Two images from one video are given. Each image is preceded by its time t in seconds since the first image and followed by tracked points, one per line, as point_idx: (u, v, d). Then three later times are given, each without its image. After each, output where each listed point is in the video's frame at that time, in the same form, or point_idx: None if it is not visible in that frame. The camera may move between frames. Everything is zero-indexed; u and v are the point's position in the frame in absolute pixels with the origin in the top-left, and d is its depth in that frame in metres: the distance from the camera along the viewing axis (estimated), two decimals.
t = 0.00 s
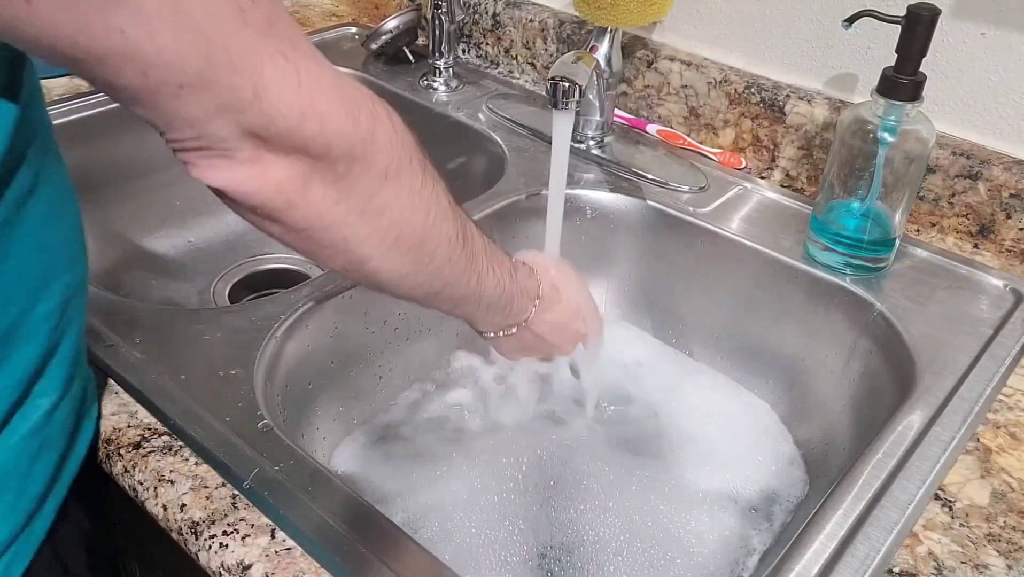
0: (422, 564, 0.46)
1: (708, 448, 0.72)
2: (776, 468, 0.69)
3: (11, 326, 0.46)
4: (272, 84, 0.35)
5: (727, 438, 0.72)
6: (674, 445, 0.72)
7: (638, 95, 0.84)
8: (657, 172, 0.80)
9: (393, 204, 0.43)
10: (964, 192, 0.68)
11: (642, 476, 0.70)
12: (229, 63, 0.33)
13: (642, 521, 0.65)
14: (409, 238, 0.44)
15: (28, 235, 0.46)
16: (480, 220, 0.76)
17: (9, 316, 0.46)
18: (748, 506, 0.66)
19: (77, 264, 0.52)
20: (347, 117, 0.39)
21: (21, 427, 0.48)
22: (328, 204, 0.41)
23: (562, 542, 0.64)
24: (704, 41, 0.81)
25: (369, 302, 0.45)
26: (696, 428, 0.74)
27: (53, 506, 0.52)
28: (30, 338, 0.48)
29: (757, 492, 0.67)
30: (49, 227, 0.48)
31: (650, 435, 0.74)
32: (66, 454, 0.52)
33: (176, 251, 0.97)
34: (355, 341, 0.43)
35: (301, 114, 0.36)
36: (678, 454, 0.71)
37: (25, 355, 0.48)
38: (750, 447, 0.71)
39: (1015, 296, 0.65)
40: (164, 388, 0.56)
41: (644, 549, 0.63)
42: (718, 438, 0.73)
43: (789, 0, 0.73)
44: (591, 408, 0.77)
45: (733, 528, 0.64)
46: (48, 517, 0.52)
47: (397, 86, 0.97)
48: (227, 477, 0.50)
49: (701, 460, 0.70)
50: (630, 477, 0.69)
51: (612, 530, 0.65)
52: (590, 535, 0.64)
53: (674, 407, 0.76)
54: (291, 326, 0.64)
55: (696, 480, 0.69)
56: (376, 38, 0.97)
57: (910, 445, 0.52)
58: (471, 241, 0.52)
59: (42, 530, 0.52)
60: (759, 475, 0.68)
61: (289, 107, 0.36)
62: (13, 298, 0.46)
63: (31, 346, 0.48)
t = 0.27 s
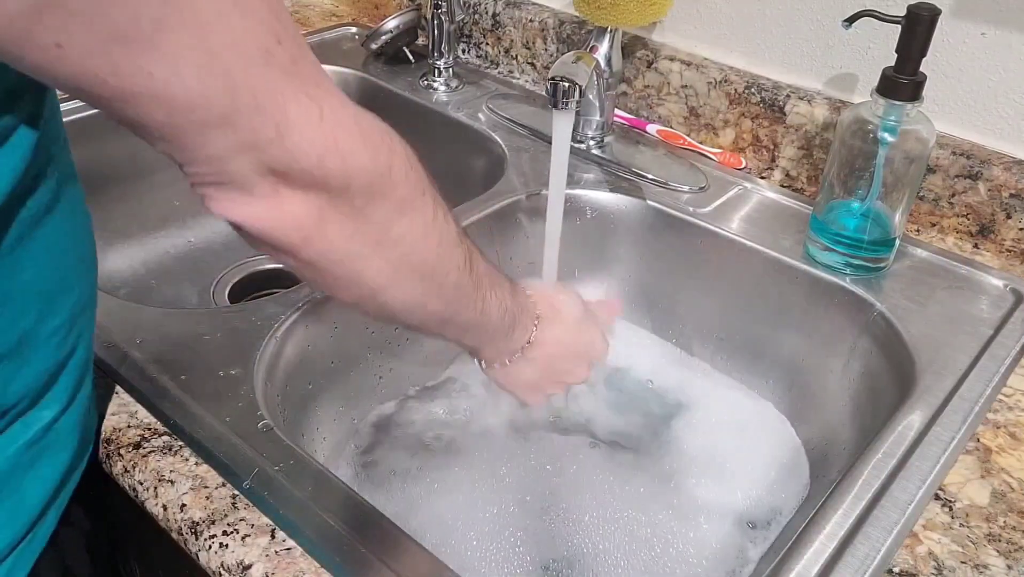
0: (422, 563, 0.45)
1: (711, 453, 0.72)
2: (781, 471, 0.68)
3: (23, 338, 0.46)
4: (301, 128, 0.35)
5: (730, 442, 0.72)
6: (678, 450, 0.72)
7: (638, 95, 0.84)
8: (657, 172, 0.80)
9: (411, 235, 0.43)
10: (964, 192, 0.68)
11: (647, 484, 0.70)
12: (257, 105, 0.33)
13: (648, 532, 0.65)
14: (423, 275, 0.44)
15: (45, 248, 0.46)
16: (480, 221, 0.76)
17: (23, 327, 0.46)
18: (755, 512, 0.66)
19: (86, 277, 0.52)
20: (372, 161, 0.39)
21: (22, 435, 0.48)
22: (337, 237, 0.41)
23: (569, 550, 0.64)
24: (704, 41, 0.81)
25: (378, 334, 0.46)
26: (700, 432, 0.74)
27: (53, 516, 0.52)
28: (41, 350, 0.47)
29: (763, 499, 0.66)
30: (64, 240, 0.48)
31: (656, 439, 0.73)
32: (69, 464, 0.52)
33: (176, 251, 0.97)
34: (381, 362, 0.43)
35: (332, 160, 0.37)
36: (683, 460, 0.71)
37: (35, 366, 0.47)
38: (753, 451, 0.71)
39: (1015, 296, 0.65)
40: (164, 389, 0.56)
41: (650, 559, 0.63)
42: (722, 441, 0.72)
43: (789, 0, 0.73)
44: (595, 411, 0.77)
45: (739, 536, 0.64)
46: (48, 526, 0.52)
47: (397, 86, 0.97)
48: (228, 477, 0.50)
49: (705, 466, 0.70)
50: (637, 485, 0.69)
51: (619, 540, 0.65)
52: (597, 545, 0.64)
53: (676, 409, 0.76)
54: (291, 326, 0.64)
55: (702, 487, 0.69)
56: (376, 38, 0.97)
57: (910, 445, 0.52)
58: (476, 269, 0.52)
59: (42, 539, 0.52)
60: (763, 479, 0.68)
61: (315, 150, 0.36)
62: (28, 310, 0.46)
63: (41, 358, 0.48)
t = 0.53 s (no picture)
0: (421, 563, 0.45)
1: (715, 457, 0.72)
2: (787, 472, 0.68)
3: (31, 343, 0.46)
4: (401, 210, 0.34)
5: (736, 446, 0.72)
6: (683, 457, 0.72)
7: (638, 95, 0.84)
8: (657, 172, 0.80)
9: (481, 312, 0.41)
10: (964, 192, 0.68)
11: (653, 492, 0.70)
12: (354, 178, 0.31)
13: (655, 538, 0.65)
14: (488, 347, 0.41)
15: (54, 256, 0.47)
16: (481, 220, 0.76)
17: (31, 333, 0.46)
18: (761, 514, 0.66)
19: (92, 286, 0.52)
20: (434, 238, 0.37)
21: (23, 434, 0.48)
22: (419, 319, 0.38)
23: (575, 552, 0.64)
24: (704, 41, 0.81)
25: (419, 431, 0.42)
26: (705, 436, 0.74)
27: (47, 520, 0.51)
28: (49, 355, 0.47)
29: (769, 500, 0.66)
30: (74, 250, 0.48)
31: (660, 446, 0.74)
32: (66, 468, 0.51)
33: (176, 251, 0.97)
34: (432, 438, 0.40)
35: (418, 244, 0.36)
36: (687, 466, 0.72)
37: (43, 372, 0.47)
38: (758, 453, 0.71)
39: (1014, 296, 0.65)
40: (164, 389, 0.56)
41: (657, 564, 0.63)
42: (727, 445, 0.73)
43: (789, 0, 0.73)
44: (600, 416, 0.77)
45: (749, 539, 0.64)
46: (42, 530, 0.51)
47: (397, 86, 0.97)
48: (228, 477, 0.50)
49: (713, 471, 0.71)
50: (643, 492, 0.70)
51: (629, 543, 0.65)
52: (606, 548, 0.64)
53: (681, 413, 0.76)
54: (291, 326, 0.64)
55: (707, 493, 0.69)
56: (376, 38, 0.97)
57: (910, 445, 0.52)
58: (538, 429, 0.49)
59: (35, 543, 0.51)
60: (771, 482, 0.68)
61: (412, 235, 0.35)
62: (38, 316, 0.46)
63: (49, 363, 0.48)
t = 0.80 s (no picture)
0: (421, 563, 0.45)
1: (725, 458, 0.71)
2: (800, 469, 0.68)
3: (48, 347, 0.47)
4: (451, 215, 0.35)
5: (747, 445, 0.71)
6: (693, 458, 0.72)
7: (638, 95, 0.84)
8: (657, 172, 0.80)
9: (530, 313, 0.41)
10: (964, 192, 0.68)
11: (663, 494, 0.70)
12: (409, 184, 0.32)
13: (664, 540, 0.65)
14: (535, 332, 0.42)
15: (73, 261, 0.47)
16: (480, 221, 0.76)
17: (49, 337, 0.46)
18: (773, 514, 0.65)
19: (107, 291, 0.52)
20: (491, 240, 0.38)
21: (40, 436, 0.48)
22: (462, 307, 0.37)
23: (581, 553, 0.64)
24: (704, 42, 0.81)
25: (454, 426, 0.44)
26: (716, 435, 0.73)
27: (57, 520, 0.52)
28: (66, 358, 0.48)
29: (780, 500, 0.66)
30: (91, 254, 0.49)
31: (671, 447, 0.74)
32: (76, 470, 0.52)
33: (175, 251, 0.97)
34: (470, 421, 0.42)
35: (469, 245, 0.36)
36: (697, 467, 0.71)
37: (59, 375, 0.48)
38: (771, 451, 0.70)
39: (1015, 296, 0.65)
40: (165, 389, 0.56)
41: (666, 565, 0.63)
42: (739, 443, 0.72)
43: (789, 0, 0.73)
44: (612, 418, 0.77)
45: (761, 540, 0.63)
46: (52, 531, 0.52)
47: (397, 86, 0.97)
48: (227, 477, 0.50)
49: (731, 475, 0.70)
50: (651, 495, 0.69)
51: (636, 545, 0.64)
52: (614, 550, 0.63)
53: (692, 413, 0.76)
54: (291, 326, 0.65)
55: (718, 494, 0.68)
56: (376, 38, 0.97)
57: (910, 445, 0.52)
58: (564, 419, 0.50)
59: (45, 544, 0.52)
60: (783, 482, 0.67)
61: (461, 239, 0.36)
62: (56, 320, 0.46)
63: (65, 366, 0.48)
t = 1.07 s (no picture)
0: (421, 564, 0.45)
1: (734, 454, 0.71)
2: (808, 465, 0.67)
3: (69, 346, 0.46)
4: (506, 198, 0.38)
5: (757, 441, 0.71)
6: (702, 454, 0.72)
7: (638, 95, 0.84)
8: (657, 172, 0.80)
9: (529, 313, 0.42)
10: (964, 191, 0.68)
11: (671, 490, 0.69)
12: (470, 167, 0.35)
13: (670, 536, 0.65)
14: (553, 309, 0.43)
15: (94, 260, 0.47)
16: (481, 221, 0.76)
17: (70, 336, 0.46)
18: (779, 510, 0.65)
19: (122, 291, 0.51)
20: (525, 207, 0.39)
21: (59, 433, 0.48)
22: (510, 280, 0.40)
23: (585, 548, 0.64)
24: (704, 42, 0.81)
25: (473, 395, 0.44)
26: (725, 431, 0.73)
27: (72, 522, 0.52)
28: (84, 357, 0.48)
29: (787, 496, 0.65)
30: (110, 254, 0.49)
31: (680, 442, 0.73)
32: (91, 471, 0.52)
33: (176, 251, 0.97)
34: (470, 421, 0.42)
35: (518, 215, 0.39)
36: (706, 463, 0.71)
37: (77, 373, 0.48)
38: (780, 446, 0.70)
39: (1015, 296, 0.65)
40: (165, 390, 0.56)
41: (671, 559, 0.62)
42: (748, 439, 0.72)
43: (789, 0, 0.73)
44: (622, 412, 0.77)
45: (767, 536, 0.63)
46: (66, 532, 0.52)
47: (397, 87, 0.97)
48: (227, 477, 0.50)
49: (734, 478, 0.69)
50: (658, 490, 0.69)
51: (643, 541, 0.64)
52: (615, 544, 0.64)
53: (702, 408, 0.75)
54: (291, 327, 0.65)
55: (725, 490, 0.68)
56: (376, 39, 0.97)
57: (910, 445, 0.52)
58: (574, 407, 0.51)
59: (60, 545, 0.51)
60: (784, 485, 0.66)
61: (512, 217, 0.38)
62: (77, 319, 0.46)
63: (84, 365, 0.48)
